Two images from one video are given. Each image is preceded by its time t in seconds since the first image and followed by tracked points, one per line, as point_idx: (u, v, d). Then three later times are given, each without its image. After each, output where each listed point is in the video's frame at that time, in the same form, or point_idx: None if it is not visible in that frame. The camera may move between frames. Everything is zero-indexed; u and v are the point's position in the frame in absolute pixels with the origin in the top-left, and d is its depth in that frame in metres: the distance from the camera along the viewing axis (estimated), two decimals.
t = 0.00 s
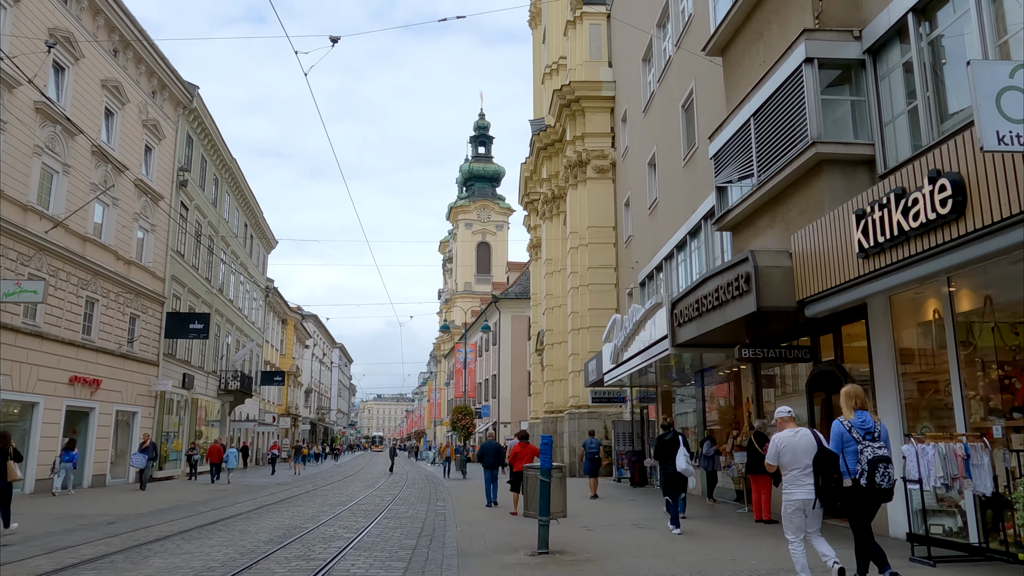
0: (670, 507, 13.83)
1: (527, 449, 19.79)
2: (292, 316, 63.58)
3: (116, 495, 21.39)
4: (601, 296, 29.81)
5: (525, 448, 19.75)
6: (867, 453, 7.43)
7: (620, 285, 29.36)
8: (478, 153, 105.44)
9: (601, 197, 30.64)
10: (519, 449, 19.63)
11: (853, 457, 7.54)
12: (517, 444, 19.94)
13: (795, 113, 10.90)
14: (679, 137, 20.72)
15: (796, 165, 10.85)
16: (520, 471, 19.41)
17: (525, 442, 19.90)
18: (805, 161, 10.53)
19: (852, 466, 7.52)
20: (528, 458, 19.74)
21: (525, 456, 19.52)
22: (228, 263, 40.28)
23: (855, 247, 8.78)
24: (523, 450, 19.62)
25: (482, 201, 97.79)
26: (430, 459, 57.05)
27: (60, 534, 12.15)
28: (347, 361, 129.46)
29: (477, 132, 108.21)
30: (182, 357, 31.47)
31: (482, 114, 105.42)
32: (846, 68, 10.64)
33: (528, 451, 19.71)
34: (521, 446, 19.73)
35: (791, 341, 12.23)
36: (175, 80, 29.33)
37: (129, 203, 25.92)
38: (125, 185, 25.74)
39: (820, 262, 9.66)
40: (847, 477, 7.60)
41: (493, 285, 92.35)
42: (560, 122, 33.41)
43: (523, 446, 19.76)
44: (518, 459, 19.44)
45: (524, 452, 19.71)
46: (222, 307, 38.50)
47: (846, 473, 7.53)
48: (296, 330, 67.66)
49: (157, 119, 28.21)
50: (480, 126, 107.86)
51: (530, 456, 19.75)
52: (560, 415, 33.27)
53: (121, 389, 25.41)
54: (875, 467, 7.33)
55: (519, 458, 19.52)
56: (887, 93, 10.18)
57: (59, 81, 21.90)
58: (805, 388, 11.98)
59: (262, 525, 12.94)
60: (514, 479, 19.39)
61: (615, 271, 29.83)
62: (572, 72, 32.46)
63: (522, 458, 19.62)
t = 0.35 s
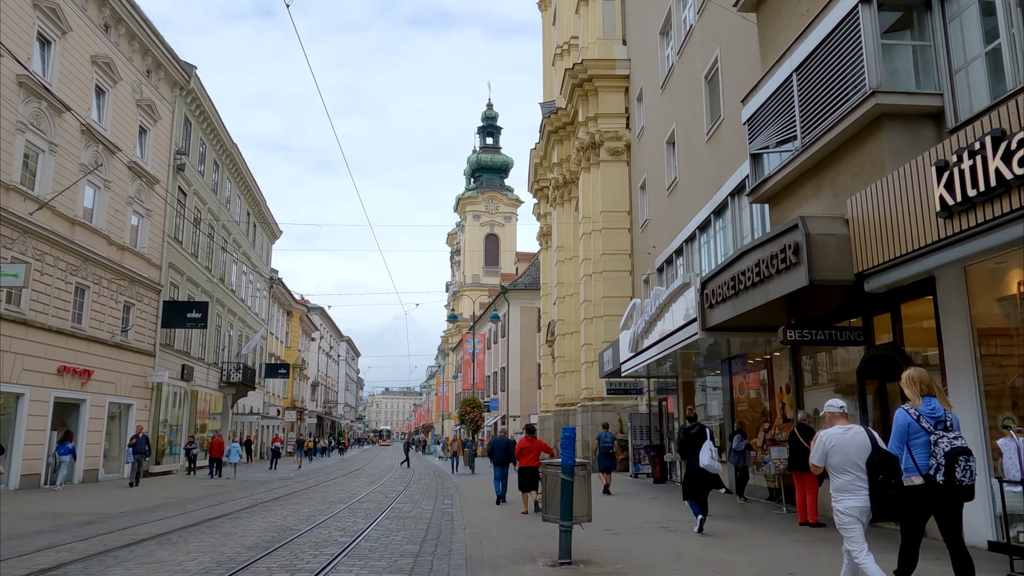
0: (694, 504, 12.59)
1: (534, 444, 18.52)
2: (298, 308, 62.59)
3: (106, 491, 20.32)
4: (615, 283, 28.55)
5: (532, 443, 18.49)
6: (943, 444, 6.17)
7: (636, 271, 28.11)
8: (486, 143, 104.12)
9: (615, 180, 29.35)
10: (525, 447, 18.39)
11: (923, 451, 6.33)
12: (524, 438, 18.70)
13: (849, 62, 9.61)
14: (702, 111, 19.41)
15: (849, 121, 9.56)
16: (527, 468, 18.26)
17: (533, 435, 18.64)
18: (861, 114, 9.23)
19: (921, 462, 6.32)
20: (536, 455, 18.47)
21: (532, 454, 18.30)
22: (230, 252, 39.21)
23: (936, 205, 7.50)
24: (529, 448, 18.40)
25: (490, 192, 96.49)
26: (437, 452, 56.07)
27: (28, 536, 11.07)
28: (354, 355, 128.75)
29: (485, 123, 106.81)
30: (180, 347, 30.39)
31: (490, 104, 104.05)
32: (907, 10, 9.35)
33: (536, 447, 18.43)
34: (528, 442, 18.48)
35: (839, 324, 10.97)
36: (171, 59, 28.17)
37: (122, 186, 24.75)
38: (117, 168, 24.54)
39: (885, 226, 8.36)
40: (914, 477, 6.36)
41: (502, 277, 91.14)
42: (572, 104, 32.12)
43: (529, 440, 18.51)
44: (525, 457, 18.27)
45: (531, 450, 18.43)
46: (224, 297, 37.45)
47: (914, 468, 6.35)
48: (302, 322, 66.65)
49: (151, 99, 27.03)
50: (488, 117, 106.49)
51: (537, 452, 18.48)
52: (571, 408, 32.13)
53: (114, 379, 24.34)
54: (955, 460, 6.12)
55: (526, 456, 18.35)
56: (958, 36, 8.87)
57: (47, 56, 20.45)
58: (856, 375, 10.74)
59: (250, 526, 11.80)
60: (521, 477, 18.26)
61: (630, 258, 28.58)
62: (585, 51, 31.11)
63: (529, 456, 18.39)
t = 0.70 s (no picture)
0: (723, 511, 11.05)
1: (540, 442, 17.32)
2: (299, 301, 61.46)
3: (89, 488, 19.16)
4: (627, 272, 27.29)
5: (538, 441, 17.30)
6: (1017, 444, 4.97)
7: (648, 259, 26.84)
8: (490, 135, 102.75)
9: (626, 164, 28.00)
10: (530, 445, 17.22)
11: (995, 450, 5.14)
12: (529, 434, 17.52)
13: None
14: (725, 83, 18.06)
15: (915, 68, 8.22)
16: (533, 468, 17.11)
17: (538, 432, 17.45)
18: (932, 58, 7.90)
19: (993, 463, 5.13)
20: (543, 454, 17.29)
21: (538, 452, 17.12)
22: (227, 242, 38.00)
23: None
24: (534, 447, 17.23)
25: (495, 184, 95.16)
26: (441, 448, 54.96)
27: None
28: (358, 350, 127.89)
29: (490, 114, 105.36)
30: (174, 339, 29.21)
31: (495, 95, 102.64)
32: None
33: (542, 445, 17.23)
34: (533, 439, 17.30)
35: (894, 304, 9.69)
36: (162, 37, 26.86)
37: (109, 168, 23.46)
38: (104, 149, 23.19)
39: (966, 184, 7.06)
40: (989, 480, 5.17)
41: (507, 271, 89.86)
42: (582, 85, 30.77)
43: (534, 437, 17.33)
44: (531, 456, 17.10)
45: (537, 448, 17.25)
46: (220, 288, 36.28)
47: (985, 468, 5.15)
48: (304, 316, 65.52)
49: (141, 78, 25.72)
50: (493, 109, 105.14)
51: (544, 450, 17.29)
52: (580, 402, 30.93)
53: (101, 371, 23.16)
54: None
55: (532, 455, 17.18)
56: None
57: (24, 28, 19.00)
58: (918, 364, 9.44)
59: (232, 531, 10.61)
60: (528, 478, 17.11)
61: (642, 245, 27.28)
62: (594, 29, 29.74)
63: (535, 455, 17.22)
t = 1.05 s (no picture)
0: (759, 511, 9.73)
1: (550, 436, 16.20)
2: (303, 295, 60.37)
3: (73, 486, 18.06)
4: (642, 260, 26.04)
5: (547, 435, 16.19)
6: None
7: (665, 246, 25.58)
8: (497, 128, 101.47)
9: (641, 147, 26.73)
10: (538, 439, 16.11)
11: None
12: (537, 428, 16.37)
13: None
14: (753, 51, 16.75)
15: None
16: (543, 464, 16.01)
17: (546, 426, 16.31)
18: None
19: None
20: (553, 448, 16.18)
21: (548, 447, 16.01)
22: (227, 232, 36.85)
23: None
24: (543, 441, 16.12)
25: (502, 178, 93.95)
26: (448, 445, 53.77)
27: None
28: (364, 345, 126.96)
29: (496, 107, 103.98)
30: (170, 331, 28.10)
31: (501, 88, 101.32)
32: None
33: (552, 440, 16.11)
34: (541, 433, 16.19)
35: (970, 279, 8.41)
36: (156, 15, 25.71)
37: (99, 150, 22.25)
38: (92, 130, 21.95)
39: None
40: None
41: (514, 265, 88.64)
42: (594, 65, 29.49)
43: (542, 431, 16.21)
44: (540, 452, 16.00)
45: (546, 442, 16.14)
46: (219, 279, 35.17)
47: None
48: (308, 310, 64.46)
49: (133, 57, 24.55)
50: (500, 101, 103.82)
51: (554, 445, 16.17)
52: (592, 397, 29.73)
53: (90, 363, 22.03)
54: None
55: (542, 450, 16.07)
56: None
57: None
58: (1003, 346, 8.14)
59: (213, 538, 9.47)
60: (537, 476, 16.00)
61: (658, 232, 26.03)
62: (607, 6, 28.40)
63: (544, 450, 16.13)
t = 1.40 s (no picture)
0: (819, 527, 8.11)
1: (560, 441, 15.04)
2: (310, 296, 59.37)
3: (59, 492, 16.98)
4: (661, 255, 24.79)
5: (557, 441, 15.05)
6: None
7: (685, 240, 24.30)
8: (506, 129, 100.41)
9: (659, 137, 25.51)
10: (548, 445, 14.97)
11: None
12: (548, 433, 15.23)
13: None
14: (788, 22, 15.49)
15: None
16: (554, 472, 14.89)
17: (558, 431, 15.15)
18: None
19: None
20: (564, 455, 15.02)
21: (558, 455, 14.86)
22: (230, 229, 35.89)
23: None
24: (553, 447, 15.00)
25: (511, 178, 92.89)
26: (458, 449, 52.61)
27: None
28: (372, 348, 126.08)
29: (505, 107, 102.95)
30: (169, 331, 27.03)
31: (511, 88, 100.29)
32: None
33: (563, 446, 14.94)
34: (550, 439, 15.05)
35: None
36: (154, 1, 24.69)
37: (91, 139, 21.07)
38: (84, 118, 20.66)
39: None
40: None
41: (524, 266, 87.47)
42: (609, 53, 28.34)
43: (552, 436, 15.09)
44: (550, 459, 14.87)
45: (557, 448, 15.00)
46: (222, 278, 34.16)
47: None
48: (315, 312, 63.52)
49: (128, 43, 23.46)
50: (509, 101, 102.79)
51: (565, 451, 14.99)
52: (608, 398, 28.51)
53: (82, 363, 20.92)
54: None
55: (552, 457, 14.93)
56: None
57: None
58: None
59: (188, 556, 8.39)
60: (547, 484, 14.87)
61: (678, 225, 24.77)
62: None
63: (554, 458, 14.98)
